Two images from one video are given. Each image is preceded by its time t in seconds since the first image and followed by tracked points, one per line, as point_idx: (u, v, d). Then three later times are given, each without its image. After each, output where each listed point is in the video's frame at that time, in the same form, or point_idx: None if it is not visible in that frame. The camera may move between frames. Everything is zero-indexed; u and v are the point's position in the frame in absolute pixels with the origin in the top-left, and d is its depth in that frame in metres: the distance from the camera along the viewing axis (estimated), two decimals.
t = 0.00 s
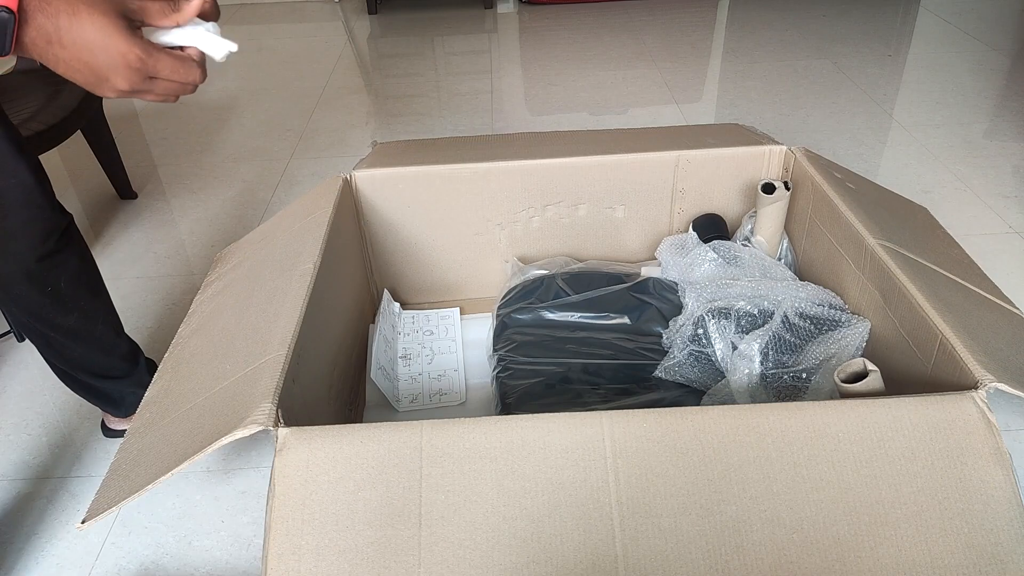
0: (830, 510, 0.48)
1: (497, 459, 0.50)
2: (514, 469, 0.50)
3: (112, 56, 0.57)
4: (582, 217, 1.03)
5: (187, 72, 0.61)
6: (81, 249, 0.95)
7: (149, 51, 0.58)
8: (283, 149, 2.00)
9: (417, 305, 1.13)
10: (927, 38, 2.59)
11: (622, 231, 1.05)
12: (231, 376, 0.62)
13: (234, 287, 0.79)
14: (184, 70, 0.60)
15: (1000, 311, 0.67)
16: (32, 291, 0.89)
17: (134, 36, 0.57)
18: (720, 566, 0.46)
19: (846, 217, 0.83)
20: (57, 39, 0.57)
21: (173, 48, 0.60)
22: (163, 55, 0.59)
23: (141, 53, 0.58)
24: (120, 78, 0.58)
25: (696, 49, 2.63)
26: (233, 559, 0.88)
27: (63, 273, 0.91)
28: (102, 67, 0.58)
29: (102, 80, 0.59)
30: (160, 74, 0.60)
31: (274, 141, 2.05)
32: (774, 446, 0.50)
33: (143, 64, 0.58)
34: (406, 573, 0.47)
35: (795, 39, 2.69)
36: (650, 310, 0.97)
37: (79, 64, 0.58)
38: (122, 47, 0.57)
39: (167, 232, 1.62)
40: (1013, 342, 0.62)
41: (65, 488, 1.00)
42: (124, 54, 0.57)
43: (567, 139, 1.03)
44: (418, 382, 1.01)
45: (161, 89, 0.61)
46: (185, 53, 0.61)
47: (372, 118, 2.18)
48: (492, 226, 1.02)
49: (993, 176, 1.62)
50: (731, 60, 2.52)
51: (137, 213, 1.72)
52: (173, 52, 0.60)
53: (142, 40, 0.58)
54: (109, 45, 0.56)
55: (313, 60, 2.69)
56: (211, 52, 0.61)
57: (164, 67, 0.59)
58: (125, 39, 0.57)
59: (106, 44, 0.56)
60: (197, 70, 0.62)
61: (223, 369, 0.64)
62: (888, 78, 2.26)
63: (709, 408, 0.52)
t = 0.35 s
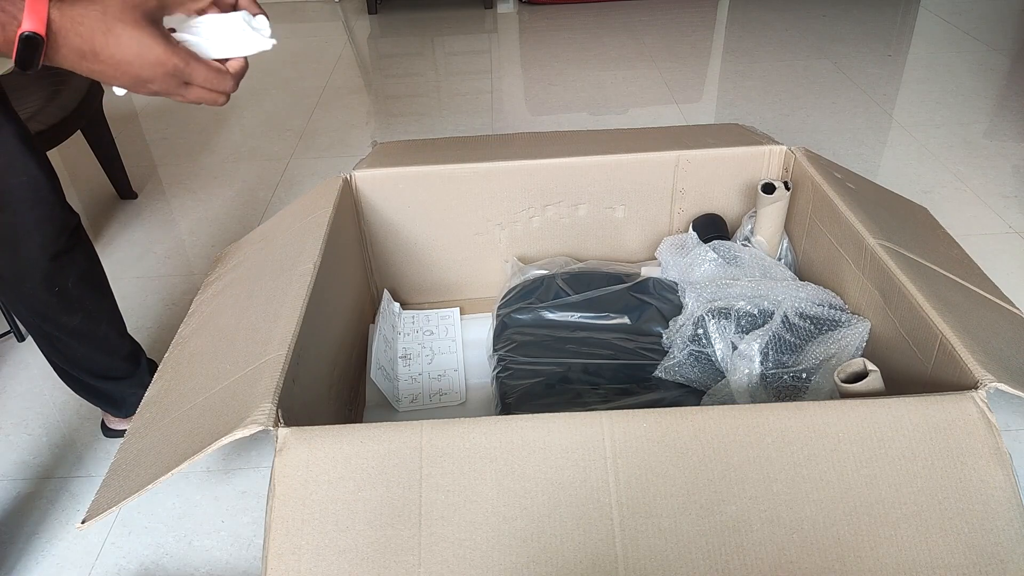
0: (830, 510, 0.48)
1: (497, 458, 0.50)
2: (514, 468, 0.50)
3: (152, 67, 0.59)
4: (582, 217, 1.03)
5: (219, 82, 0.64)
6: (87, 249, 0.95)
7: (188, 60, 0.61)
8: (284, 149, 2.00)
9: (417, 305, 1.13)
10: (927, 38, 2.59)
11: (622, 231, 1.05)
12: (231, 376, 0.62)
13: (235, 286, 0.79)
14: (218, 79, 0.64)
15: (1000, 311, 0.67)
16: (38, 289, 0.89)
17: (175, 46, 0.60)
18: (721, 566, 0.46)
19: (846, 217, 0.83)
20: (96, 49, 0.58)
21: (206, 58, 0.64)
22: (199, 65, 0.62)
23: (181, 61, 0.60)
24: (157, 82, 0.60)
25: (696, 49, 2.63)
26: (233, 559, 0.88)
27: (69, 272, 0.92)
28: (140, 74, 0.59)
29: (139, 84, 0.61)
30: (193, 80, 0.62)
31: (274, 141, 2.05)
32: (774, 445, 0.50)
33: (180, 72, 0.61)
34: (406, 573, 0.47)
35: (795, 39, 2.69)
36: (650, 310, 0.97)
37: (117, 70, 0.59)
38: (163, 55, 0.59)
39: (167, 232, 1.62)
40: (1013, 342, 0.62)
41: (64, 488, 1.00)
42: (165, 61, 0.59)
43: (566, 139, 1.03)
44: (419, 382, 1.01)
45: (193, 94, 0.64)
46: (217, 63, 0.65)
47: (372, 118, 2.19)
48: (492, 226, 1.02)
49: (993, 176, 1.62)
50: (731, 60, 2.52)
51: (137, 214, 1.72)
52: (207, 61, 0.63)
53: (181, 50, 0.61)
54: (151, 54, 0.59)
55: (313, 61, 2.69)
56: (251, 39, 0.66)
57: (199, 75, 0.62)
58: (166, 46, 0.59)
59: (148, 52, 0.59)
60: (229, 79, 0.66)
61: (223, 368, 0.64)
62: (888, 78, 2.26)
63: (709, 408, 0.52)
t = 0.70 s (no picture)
0: (830, 510, 0.48)
1: (497, 458, 0.50)
2: (514, 468, 0.50)
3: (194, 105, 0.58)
4: (582, 217, 1.03)
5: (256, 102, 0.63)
6: (96, 249, 0.96)
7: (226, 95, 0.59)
8: (284, 149, 2.00)
9: (417, 305, 1.13)
10: (927, 38, 2.59)
11: (622, 231, 1.05)
12: (231, 376, 0.62)
13: (236, 286, 0.79)
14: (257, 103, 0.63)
15: (1000, 312, 0.67)
16: (47, 287, 0.90)
17: (215, 85, 0.58)
18: (721, 566, 0.46)
19: (846, 217, 0.83)
20: (134, 77, 0.57)
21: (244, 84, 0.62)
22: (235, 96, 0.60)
23: (219, 100, 0.59)
24: (194, 118, 0.60)
25: (696, 49, 2.63)
26: (233, 559, 0.88)
27: (78, 271, 0.93)
28: (178, 110, 0.59)
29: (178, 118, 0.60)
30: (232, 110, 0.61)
31: (274, 141, 2.05)
32: (774, 445, 0.50)
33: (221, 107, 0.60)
34: (406, 573, 0.47)
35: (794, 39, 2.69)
36: (650, 310, 0.97)
37: (154, 104, 0.59)
38: (201, 96, 0.58)
39: (167, 232, 1.62)
40: (1014, 342, 0.62)
41: (64, 488, 1.00)
42: (203, 104, 0.58)
43: (566, 139, 1.03)
44: (419, 382, 1.01)
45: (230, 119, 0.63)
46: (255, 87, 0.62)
47: (372, 118, 2.19)
48: (492, 226, 1.02)
49: (993, 176, 1.62)
50: (730, 60, 2.52)
51: (137, 214, 1.72)
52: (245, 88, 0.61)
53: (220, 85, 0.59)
54: (189, 94, 0.57)
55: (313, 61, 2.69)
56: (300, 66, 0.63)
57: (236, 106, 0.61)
58: (205, 86, 0.58)
59: (186, 92, 0.57)
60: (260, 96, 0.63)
61: (223, 368, 0.64)
62: (888, 78, 2.26)
63: (708, 408, 0.52)
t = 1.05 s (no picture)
0: (830, 510, 0.48)
1: (497, 458, 0.50)
2: (514, 468, 0.50)
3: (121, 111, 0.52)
4: (583, 217, 1.03)
5: (199, 115, 0.55)
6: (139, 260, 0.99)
7: (157, 105, 0.52)
8: (283, 149, 2.00)
9: (417, 305, 1.13)
10: (927, 38, 2.59)
11: (622, 232, 1.05)
12: (231, 376, 0.62)
13: (236, 286, 0.79)
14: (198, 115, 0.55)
15: (1000, 312, 0.67)
16: (80, 286, 0.92)
17: (142, 91, 0.51)
18: (721, 566, 0.46)
19: (846, 217, 0.83)
20: (63, 72, 0.51)
21: (186, 91, 0.53)
22: (175, 104, 0.53)
23: (148, 109, 0.52)
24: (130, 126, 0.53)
25: (696, 49, 2.63)
26: (233, 559, 0.88)
27: (125, 276, 0.96)
28: (110, 114, 0.52)
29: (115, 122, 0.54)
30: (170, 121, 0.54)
31: (274, 141, 2.05)
32: (774, 445, 0.50)
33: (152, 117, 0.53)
34: (406, 573, 0.47)
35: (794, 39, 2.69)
36: (650, 310, 0.97)
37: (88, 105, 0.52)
38: (127, 102, 0.51)
39: (167, 232, 1.62)
40: (1014, 342, 0.62)
41: (63, 487, 1.00)
42: (130, 110, 0.51)
43: (566, 140, 1.03)
44: (419, 382, 1.01)
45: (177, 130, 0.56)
46: (201, 95, 0.54)
47: (372, 118, 2.19)
48: (492, 226, 1.02)
49: (994, 176, 1.62)
50: (730, 60, 2.52)
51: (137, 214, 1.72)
52: (185, 98, 0.53)
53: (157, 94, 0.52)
54: (116, 103, 0.51)
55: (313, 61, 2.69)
56: (334, 23, 0.61)
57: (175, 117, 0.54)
58: (131, 94, 0.50)
59: (112, 99, 0.51)
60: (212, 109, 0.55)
61: (223, 369, 0.64)
62: (888, 78, 2.26)
63: (709, 408, 0.52)
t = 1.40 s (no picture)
0: (830, 510, 0.48)
1: (497, 458, 0.50)
2: (513, 468, 0.50)
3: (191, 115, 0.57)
4: (583, 217, 1.03)
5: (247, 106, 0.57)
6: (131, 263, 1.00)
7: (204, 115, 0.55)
8: (283, 149, 2.00)
9: (417, 305, 1.13)
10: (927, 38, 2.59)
11: (622, 232, 1.05)
12: (231, 376, 0.62)
13: (236, 286, 0.79)
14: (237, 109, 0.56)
15: (1000, 311, 0.67)
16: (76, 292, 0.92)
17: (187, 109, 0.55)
18: (721, 566, 0.46)
19: (847, 218, 0.83)
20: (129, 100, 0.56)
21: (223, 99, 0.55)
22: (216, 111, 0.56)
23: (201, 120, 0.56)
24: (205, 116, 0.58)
25: (696, 49, 2.63)
26: (233, 559, 0.88)
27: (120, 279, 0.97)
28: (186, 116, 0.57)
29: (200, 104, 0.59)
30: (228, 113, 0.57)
31: (274, 141, 2.05)
32: (774, 445, 0.50)
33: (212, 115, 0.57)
34: (406, 573, 0.47)
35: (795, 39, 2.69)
36: (650, 310, 0.97)
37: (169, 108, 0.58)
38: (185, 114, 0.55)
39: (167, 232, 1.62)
40: (1013, 342, 0.62)
41: (63, 488, 1.00)
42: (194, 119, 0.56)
43: (567, 140, 1.03)
44: (418, 382, 1.00)
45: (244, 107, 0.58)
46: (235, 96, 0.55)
47: (372, 118, 2.19)
48: (492, 226, 1.02)
49: (994, 176, 1.62)
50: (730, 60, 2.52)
51: (137, 213, 1.72)
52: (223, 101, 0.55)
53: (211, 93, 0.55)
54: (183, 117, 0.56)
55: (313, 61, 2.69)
56: None
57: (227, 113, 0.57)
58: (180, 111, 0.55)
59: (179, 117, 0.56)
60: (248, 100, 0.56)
61: (223, 369, 0.64)
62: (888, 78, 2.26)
63: (709, 408, 0.52)
